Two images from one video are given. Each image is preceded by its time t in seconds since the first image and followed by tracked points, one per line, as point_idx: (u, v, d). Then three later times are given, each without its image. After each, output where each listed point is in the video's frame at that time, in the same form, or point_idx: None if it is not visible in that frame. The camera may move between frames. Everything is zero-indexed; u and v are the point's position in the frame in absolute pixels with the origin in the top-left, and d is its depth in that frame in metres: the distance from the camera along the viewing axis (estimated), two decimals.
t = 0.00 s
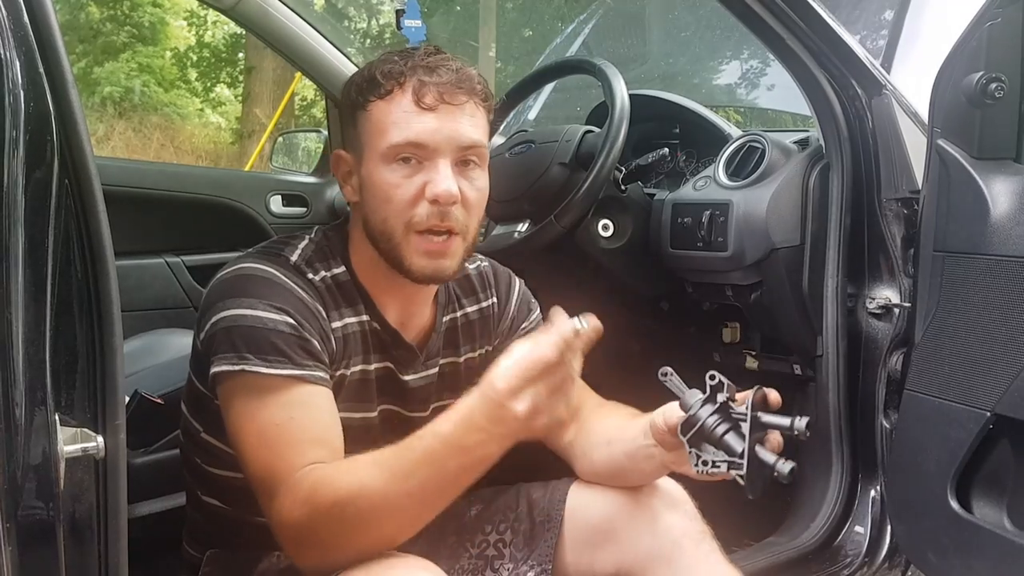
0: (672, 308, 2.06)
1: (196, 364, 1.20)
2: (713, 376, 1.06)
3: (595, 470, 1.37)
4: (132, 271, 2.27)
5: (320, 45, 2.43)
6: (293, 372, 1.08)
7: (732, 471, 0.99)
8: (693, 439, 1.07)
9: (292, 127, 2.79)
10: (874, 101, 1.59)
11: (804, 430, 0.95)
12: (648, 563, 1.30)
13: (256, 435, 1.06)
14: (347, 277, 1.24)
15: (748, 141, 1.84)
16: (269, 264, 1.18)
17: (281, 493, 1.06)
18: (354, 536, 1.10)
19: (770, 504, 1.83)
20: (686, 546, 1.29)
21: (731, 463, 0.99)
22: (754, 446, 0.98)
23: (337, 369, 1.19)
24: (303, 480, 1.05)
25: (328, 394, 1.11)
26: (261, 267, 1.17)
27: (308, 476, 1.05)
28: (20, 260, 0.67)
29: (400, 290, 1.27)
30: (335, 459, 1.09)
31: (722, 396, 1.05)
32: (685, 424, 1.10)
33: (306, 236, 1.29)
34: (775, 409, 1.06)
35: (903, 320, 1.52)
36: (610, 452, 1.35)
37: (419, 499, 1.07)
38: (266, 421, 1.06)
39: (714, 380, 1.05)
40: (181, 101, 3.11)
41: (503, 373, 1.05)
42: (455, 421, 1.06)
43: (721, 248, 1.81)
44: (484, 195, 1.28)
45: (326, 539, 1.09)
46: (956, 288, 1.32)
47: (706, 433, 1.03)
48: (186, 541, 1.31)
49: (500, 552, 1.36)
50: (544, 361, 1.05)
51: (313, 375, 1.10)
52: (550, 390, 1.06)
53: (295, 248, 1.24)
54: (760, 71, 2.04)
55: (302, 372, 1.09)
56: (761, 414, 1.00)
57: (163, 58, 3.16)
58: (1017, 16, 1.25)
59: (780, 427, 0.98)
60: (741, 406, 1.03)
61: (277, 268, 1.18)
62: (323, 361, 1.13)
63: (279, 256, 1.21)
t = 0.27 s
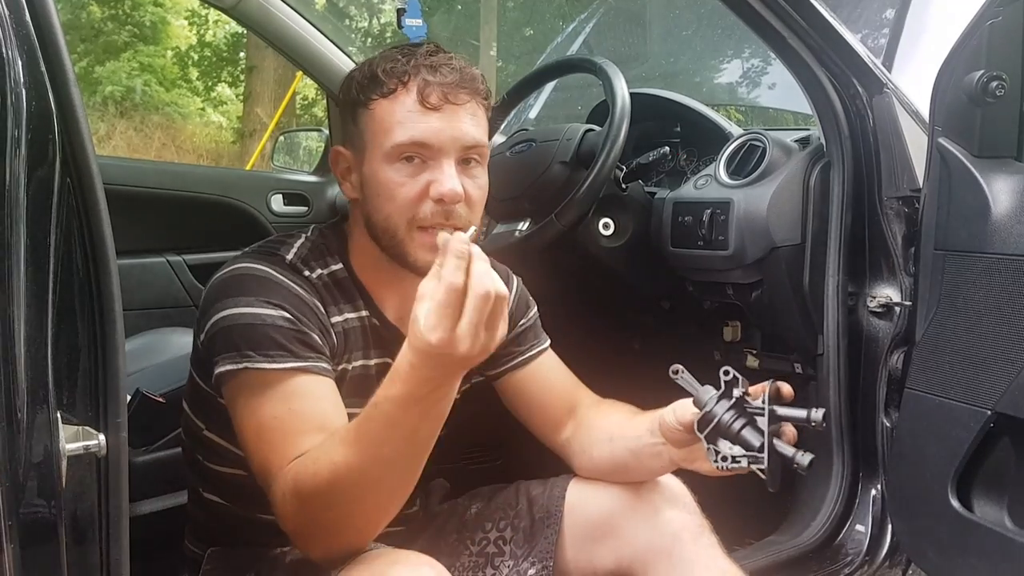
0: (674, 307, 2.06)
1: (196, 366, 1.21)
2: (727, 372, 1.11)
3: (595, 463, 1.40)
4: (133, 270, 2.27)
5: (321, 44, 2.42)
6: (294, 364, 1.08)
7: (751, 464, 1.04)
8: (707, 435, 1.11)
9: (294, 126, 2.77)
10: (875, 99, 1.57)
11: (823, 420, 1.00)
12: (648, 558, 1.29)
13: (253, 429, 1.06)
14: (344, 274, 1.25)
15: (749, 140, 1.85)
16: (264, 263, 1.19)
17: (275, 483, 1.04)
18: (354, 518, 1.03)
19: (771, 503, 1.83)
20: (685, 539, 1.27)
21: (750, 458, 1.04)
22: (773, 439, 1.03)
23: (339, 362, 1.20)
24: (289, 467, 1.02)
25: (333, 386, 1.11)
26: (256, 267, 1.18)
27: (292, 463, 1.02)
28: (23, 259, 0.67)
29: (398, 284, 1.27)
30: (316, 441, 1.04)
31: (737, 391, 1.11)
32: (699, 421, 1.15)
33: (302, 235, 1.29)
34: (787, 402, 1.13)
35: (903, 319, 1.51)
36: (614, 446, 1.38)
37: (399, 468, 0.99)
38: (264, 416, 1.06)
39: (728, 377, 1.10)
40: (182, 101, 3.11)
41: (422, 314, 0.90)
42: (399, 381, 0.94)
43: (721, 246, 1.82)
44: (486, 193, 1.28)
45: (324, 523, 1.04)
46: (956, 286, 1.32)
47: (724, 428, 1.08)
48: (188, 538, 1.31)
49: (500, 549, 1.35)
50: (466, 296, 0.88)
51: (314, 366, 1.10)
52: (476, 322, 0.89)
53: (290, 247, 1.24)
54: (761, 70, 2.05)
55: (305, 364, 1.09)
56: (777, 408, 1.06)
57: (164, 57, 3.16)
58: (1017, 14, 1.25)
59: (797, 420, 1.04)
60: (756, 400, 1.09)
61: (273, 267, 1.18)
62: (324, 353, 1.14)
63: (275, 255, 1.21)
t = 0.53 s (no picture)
0: (673, 307, 2.07)
1: (189, 369, 1.20)
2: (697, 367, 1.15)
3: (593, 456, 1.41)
4: (132, 270, 2.27)
5: (321, 43, 2.42)
6: (285, 369, 1.08)
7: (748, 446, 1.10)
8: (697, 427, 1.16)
9: (292, 126, 2.77)
10: (875, 99, 1.58)
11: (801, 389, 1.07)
12: (648, 549, 1.29)
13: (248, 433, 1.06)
14: (336, 276, 1.25)
15: (748, 140, 1.85)
16: (254, 266, 1.18)
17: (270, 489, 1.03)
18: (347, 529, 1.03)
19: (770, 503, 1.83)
20: (685, 530, 1.28)
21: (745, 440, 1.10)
22: (761, 416, 1.09)
23: (328, 366, 1.20)
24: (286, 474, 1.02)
25: (322, 388, 1.11)
26: (246, 271, 1.17)
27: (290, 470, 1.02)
28: (22, 257, 0.67)
29: (391, 284, 1.28)
30: (315, 450, 1.03)
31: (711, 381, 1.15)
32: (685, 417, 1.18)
33: (293, 236, 1.28)
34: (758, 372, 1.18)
35: (903, 319, 1.51)
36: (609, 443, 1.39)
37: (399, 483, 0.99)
38: (259, 420, 1.06)
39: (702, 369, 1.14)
40: (181, 100, 3.09)
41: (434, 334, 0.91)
42: (405, 395, 0.95)
43: (721, 246, 1.82)
44: (483, 199, 1.29)
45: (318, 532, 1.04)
46: (955, 286, 1.32)
47: (714, 418, 1.13)
48: (188, 538, 1.31)
49: (501, 543, 1.35)
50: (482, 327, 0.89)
51: (306, 370, 1.10)
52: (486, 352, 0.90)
53: (281, 250, 1.23)
54: (760, 70, 2.05)
55: (296, 368, 1.09)
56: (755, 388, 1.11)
57: (163, 56, 3.14)
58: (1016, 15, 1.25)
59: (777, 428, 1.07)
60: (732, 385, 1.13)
61: (263, 271, 1.18)
62: (315, 356, 1.14)
63: (265, 258, 1.21)
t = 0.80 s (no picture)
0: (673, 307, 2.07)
1: (186, 373, 1.20)
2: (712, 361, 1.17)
3: (596, 449, 1.40)
4: (132, 270, 2.27)
5: (321, 42, 2.43)
6: (288, 373, 1.08)
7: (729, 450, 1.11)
8: (692, 421, 1.18)
9: (292, 125, 2.81)
10: (875, 99, 1.58)
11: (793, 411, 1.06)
12: (649, 538, 1.29)
13: (260, 436, 1.06)
14: (333, 278, 1.24)
15: (748, 140, 1.86)
16: (252, 269, 1.17)
17: (289, 492, 1.04)
18: (356, 536, 1.07)
19: (770, 503, 1.83)
20: (687, 520, 1.28)
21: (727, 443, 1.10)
22: (747, 427, 1.09)
23: (329, 368, 1.19)
24: (311, 478, 1.03)
25: (324, 392, 1.11)
26: (245, 274, 1.16)
27: (315, 474, 1.03)
28: (24, 258, 0.67)
29: (389, 285, 1.27)
30: (337, 456, 1.06)
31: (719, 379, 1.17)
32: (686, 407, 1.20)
33: (289, 239, 1.27)
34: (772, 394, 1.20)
35: (903, 318, 1.51)
36: (614, 440, 1.38)
37: (426, 496, 1.04)
38: (266, 424, 1.06)
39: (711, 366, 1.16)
40: (181, 99, 3.10)
41: (515, 348, 1.03)
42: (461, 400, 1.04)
43: (721, 245, 1.82)
44: (484, 198, 1.32)
45: (328, 536, 1.07)
46: (955, 285, 1.32)
47: (705, 413, 1.14)
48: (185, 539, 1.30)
49: (506, 535, 1.36)
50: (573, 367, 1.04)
51: (308, 374, 1.09)
52: (565, 389, 1.04)
53: (279, 253, 1.22)
54: (759, 69, 2.06)
55: (298, 372, 1.09)
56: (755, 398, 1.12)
57: (162, 55, 3.14)
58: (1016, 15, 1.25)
59: (773, 409, 1.09)
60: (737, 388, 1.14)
61: (262, 274, 1.17)
62: (316, 361, 1.14)
63: (264, 261, 1.20)
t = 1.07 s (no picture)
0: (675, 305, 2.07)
1: (198, 363, 1.20)
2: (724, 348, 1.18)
3: (596, 443, 1.41)
4: (135, 269, 2.27)
5: (322, 42, 2.44)
6: (310, 344, 1.08)
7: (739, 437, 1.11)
8: (701, 408, 1.17)
9: (293, 124, 2.78)
10: (877, 99, 1.58)
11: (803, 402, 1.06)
12: (650, 535, 1.29)
13: (294, 401, 1.05)
14: (342, 269, 1.24)
15: (750, 140, 1.86)
16: (268, 255, 1.19)
17: (333, 456, 1.05)
18: (398, 504, 1.09)
19: (773, 502, 1.83)
20: (688, 516, 1.29)
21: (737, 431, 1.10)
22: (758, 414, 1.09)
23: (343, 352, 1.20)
24: (360, 441, 1.05)
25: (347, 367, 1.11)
26: (259, 260, 1.17)
27: (364, 438, 1.05)
28: (30, 259, 0.67)
29: (397, 281, 1.28)
30: (387, 423, 1.09)
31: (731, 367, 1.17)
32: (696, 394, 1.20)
33: (297, 232, 1.27)
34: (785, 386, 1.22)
35: (906, 317, 1.51)
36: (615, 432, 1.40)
37: (482, 466, 1.08)
38: (295, 392, 1.05)
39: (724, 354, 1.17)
40: (182, 99, 3.09)
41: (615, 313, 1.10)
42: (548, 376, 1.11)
43: (724, 245, 1.81)
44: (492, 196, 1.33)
45: (370, 501, 1.09)
46: (958, 284, 1.32)
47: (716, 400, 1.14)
48: (191, 538, 1.31)
49: (508, 534, 1.35)
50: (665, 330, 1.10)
51: (330, 347, 1.10)
52: (649, 356, 1.09)
53: (289, 244, 1.23)
54: (760, 69, 2.05)
55: (321, 344, 1.09)
56: (767, 386, 1.12)
57: (163, 55, 3.14)
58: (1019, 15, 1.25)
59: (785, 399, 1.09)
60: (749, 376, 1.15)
61: (276, 260, 1.18)
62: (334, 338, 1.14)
63: (275, 250, 1.21)
